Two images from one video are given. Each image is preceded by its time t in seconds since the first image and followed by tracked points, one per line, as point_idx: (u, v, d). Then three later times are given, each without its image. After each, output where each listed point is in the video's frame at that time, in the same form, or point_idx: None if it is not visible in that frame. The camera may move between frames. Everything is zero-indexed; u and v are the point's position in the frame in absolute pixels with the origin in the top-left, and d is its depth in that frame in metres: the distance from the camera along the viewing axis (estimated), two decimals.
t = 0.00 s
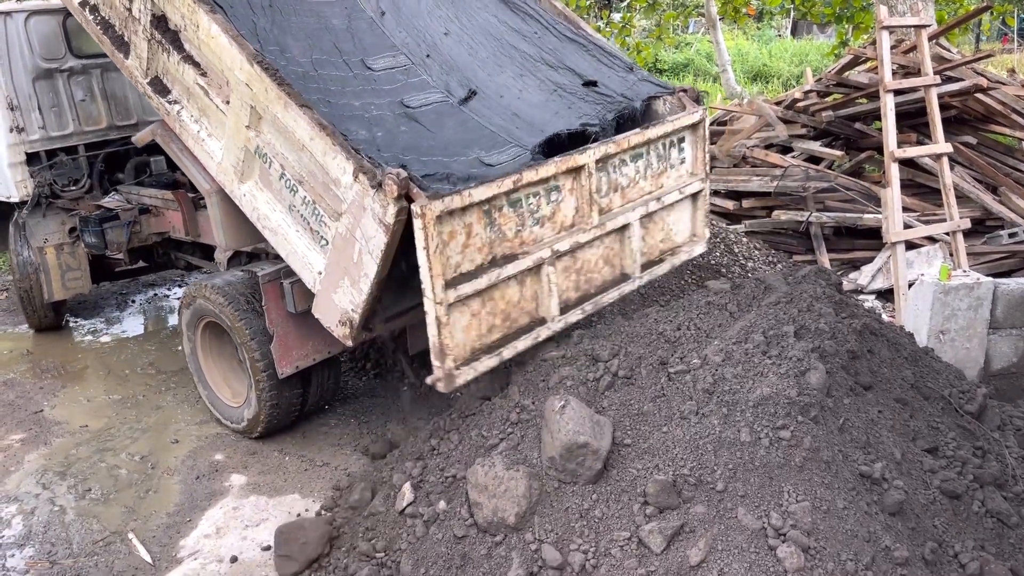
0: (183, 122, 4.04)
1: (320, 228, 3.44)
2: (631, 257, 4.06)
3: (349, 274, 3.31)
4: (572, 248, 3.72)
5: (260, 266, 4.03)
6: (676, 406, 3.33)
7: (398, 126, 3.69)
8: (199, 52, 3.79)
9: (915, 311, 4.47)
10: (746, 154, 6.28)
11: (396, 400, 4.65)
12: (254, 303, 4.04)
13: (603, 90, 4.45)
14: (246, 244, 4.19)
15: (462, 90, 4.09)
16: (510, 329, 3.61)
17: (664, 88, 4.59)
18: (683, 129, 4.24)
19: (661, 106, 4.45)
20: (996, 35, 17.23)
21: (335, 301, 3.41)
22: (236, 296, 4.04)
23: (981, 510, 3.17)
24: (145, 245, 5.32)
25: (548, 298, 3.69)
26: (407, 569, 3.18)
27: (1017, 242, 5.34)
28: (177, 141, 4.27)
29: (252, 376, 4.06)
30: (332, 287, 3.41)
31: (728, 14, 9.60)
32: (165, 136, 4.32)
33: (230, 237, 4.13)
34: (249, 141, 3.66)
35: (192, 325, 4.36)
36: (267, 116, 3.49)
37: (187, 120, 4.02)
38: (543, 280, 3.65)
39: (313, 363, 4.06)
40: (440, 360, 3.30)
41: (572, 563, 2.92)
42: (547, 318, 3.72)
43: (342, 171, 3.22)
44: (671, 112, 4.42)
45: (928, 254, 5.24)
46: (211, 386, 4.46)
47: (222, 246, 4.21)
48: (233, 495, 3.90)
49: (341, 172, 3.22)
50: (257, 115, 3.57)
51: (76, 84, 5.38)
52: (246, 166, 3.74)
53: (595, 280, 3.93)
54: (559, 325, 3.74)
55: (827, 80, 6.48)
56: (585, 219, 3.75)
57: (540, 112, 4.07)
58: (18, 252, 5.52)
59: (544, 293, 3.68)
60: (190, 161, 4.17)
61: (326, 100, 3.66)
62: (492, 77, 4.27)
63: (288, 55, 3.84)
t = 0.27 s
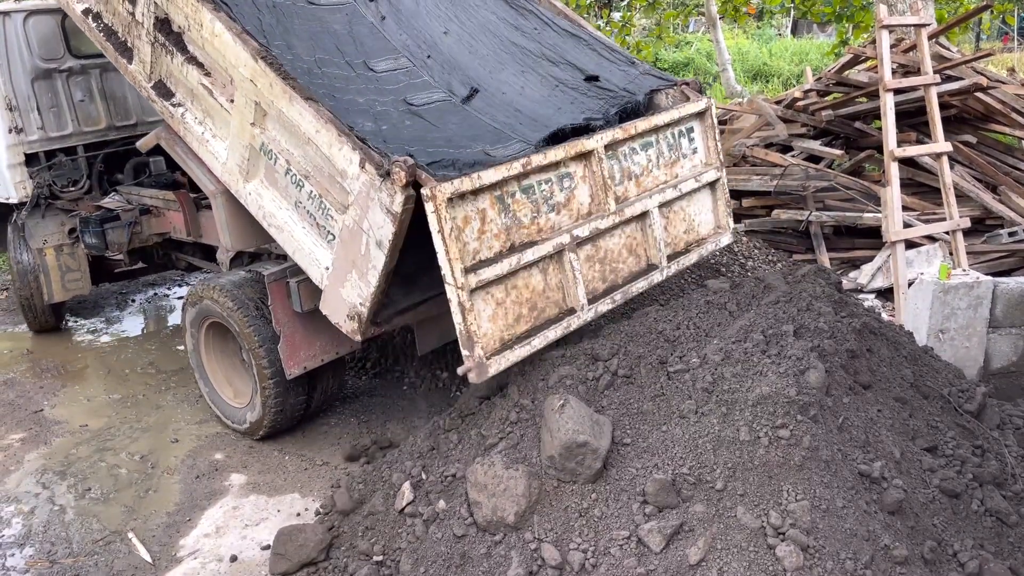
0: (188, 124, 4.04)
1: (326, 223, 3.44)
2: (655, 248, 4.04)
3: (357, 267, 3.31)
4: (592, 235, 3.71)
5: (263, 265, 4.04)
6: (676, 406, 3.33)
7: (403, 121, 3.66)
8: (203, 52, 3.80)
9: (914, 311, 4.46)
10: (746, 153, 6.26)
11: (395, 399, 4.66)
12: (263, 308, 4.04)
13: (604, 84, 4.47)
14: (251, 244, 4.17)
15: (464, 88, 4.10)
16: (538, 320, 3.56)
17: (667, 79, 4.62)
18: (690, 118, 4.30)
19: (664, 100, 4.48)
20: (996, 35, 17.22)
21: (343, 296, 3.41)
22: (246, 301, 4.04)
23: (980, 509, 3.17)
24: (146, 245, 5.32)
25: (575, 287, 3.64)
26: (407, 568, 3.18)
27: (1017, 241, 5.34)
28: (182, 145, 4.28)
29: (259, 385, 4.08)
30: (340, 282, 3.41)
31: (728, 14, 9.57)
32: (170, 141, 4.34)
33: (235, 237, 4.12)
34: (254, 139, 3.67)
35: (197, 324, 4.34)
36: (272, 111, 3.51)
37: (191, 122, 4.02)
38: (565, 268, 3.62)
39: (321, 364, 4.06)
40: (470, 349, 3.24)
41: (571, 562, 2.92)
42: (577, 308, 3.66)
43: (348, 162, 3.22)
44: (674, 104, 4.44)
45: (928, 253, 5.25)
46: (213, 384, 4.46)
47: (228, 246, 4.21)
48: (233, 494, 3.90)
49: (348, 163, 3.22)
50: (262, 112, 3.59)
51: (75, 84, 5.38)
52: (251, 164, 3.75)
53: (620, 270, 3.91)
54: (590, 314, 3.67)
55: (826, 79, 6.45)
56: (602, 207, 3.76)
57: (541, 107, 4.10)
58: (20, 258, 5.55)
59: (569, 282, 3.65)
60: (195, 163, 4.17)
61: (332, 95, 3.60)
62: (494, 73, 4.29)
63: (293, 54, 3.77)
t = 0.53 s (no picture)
0: (190, 129, 4.03)
1: (330, 224, 3.44)
2: (628, 248, 4.10)
3: (361, 267, 3.32)
4: (574, 237, 3.76)
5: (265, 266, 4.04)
6: (676, 406, 3.33)
7: (405, 122, 3.65)
8: (204, 55, 3.81)
9: (914, 310, 4.46)
10: (747, 153, 6.26)
11: (396, 399, 4.65)
12: (268, 313, 4.00)
13: (606, 80, 4.46)
14: (253, 247, 4.18)
15: (466, 86, 4.08)
16: (509, 318, 3.64)
17: (668, 76, 4.62)
18: (687, 121, 4.27)
19: (666, 97, 4.44)
20: (996, 34, 17.21)
21: (348, 297, 3.41)
22: (252, 305, 4.01)
23: (980, 509, 3.17)
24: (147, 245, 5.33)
25: (549, 288, 3.72)
26: (407, 568, 3.18)
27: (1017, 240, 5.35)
28: (185, 149, 4.28)
29: (262, 388, 4.07)
30: (344, 283, 3.41)
31: (729, 13, 9.52)
32: (173, 146, 4.34)
33: (238, 239, 4.13)
34: (256, 141, 3.67)
35: (199, 324, 4.35)
36: (274, 112, 3.51)
37: (193, 125, 4.02)
38: (544, 270, 3.69)
39: (325, 365, 4.07)
40: (441, 347, 3.33)
41: (571, 562, 2.93)
42: (547, 307, 3.75)
43: (351, 162, 3.23)
44: (676, 103, 4.43)
45: (928, 253, 5.25)
46: (214, 384, 4.47)
47: (231, 249, 4.21)
48: (233, 494, 3.90)
49: (350, 163, 3.23)
50: (264, 113, 3.60)
51: (75, 84, 5.38)
52: (253, 167, 3.75)
53: (592, 269, 3.97)
54: (558, 313, 3.77)
55: (826, 79, 6.47)
56: (587, 209, 3.80)
57: (542, 102, 4.09)
58: (20, 261, 5.56)
59: (544, 282, 3.72)
60: (198, 167, 4.18)
61: (332, 96, 3.61)
62: (494, 66, 4.30)
63: (294, 57, 3.81)
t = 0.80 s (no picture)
0: (188, 130, 4.05)
1: (327, 222, 3.45)
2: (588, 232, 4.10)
3: (358, 264, 3.31)
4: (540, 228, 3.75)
5: (264, 266, 4.04)
6: (677, 407, 3.33)
7: (402, 123, 3.70)
8: (201, 57, 3.80)
9: (915, 310, 4.45)
10: (748, 153, 6.25)
11: (397, 399, 4.65)
12: (266, 310, 4.01)
13: (604, 77, 4.46)
14: (253, 247, 4.18)
15: (463, 86, 4.12)
16: (463, 296, 3.65)
17: (664, 73, 4.58)
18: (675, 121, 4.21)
19: (662, 94, 4.40)
20: (997, 34, 17.21)
21: (345, 294, 3.40)
22: (248, 303, 4.01)
23: (981, 509, 3.17)
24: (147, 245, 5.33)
25: (507, 273, 3.72)
26: (408, 568, 3.18)
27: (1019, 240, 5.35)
28: (183, 150, 4.28)
29: (261, 384, 4.07)
30: (342, 280, 3.40)
31: (729, 14, 9.46)
32: (172, 148, 4.32)
33: (237, 241, 4.12)
34: (253, 140, 3.68)
35: (198, 324, 4.35)
36: (270, 111, 3.51)
37: (191, 128, 4.02)
38: (507, 259, 3.68)
39: (326, 365, 4.07)
40: (397, 325, 3.36)
41: (572, 562, 2.93)
42: (501, 289, 3.76)
43: (346, 158, 3.21)
44: (672, 100, 4.38)
45: (929, 253, 5.25)
46: (214, 385, 4.47)
47: (229, 251, 4.21)
48: (234, 494, 3.91)
49: (346, 159, 3.21)
50: (260, 113, 3.60)
51: (76, 85, 5.39)
52: (251, 167, 3.76)
53: (548, 250, 3.98)
54: (510, 295, 3.80)
55: (826, 79, 6.46)
56: (560, 202, 3.77)
57: (541, 101, 4.11)
58: (22, 261, 5.52)
59: (506, 267, 3.72)
60: (195, 168, 4.18)
61: (329, 99, 3.67)
62: (492, 67, 4.32)
63: (289, 61, 3.86)
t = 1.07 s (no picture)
0: (182, 132, 4.05)
1: (316, 220, 3.45)
2: (577, 227, 4.09)
3: (346, 261, 3.32)
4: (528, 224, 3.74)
5: (261, 265, 4.04)
6: (678, 408, 3.33)
7: (393, 125, 3.71)
8: (192, 58, 3.81)
9: (916, 311, 4.46)
10: (749, 153, 6.24)
11: (397, 399, 4.66)
12: (255, 300, 4.04)
13: (595, 77, 4.46)
14: (247, 247, 4.20)
15: (456, 87, 4.12)
16: (450, 290, 3.65)
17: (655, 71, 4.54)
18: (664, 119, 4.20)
19: (654, 92, 4.36)
20: (999, 34, 17.20)
21: (335, 291, 3.41)
22: (237, 295, 4.03)
23: (982, 510, 3.17)
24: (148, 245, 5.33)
25: (496, 268, 3.72)
26: (409, 568, 3.18)
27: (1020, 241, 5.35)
28: (178, 152, 4.29)
29: (252, 373, 4.06)
30: (331, 277, 3.41)
31: (731, 13, 9.51)
32: (167, 150, 4.35)
33: (231, 240, 4.13)
34: (243, 140, 3.68)
35: (194, 325, 4.38)
36: (259, 111, 3.51)
37: (185, 130, 4.03)
38: (495, 255, 3.68)
39: (317, 362, 4.08)
40: (382, 320, 3.35)
41: (573, 563, 2.93)
42: (489, 284, 3.76)
43: (332, 154, 3.22)
44: (664, 97, 4.33)
45: (930, 253, 5.25)
46: (213, 385, 4.48)
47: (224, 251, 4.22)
48: (235, 495, 3.91)
49: (331, 155, 3.22)
50: (250, 112, 3.60)
51: (78, 85, 5.39)
52: (243, 167, 3.76)
53: (538, 246, 3.98)
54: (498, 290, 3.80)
55: (827, 79, 6.45)
56: (548, 198, 3.76)
57: (533, 102, 4.11)
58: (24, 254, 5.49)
59: (493, 263, 3.71)
60: (190, 169, 4.19)
61: (320, 100, 3.70)
62: (485, 70, 4.32)
63: (282, 63, 3.89)
